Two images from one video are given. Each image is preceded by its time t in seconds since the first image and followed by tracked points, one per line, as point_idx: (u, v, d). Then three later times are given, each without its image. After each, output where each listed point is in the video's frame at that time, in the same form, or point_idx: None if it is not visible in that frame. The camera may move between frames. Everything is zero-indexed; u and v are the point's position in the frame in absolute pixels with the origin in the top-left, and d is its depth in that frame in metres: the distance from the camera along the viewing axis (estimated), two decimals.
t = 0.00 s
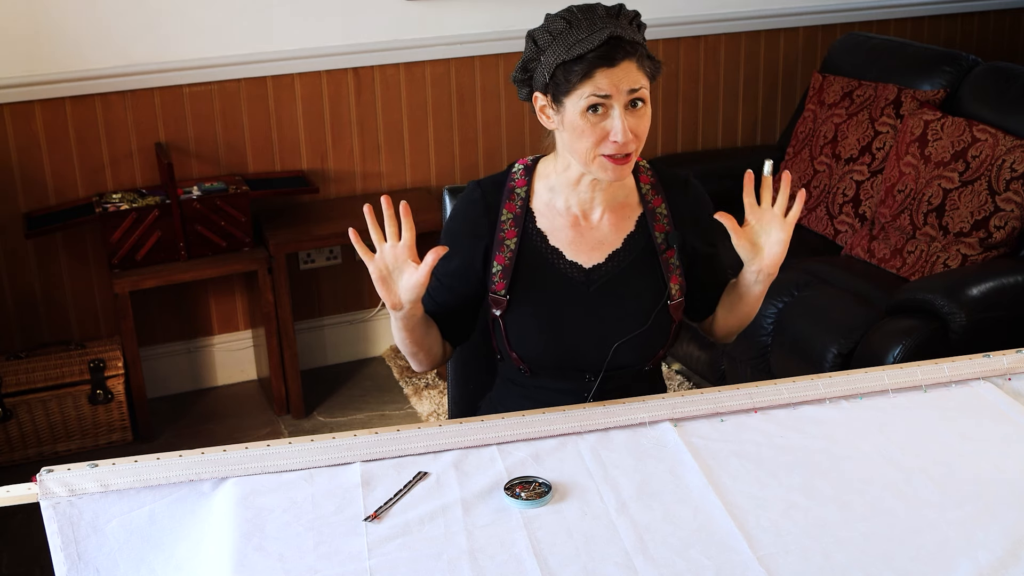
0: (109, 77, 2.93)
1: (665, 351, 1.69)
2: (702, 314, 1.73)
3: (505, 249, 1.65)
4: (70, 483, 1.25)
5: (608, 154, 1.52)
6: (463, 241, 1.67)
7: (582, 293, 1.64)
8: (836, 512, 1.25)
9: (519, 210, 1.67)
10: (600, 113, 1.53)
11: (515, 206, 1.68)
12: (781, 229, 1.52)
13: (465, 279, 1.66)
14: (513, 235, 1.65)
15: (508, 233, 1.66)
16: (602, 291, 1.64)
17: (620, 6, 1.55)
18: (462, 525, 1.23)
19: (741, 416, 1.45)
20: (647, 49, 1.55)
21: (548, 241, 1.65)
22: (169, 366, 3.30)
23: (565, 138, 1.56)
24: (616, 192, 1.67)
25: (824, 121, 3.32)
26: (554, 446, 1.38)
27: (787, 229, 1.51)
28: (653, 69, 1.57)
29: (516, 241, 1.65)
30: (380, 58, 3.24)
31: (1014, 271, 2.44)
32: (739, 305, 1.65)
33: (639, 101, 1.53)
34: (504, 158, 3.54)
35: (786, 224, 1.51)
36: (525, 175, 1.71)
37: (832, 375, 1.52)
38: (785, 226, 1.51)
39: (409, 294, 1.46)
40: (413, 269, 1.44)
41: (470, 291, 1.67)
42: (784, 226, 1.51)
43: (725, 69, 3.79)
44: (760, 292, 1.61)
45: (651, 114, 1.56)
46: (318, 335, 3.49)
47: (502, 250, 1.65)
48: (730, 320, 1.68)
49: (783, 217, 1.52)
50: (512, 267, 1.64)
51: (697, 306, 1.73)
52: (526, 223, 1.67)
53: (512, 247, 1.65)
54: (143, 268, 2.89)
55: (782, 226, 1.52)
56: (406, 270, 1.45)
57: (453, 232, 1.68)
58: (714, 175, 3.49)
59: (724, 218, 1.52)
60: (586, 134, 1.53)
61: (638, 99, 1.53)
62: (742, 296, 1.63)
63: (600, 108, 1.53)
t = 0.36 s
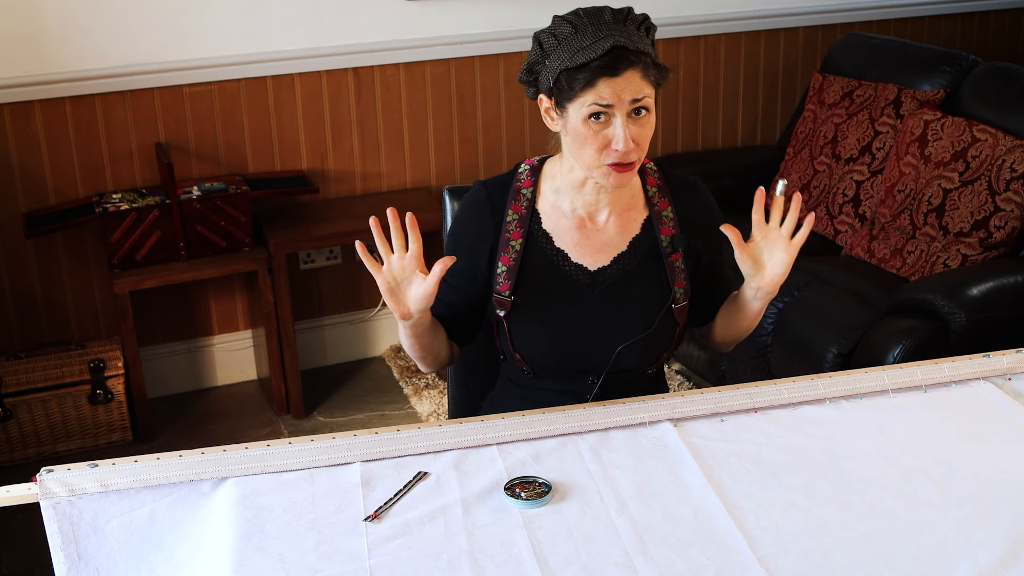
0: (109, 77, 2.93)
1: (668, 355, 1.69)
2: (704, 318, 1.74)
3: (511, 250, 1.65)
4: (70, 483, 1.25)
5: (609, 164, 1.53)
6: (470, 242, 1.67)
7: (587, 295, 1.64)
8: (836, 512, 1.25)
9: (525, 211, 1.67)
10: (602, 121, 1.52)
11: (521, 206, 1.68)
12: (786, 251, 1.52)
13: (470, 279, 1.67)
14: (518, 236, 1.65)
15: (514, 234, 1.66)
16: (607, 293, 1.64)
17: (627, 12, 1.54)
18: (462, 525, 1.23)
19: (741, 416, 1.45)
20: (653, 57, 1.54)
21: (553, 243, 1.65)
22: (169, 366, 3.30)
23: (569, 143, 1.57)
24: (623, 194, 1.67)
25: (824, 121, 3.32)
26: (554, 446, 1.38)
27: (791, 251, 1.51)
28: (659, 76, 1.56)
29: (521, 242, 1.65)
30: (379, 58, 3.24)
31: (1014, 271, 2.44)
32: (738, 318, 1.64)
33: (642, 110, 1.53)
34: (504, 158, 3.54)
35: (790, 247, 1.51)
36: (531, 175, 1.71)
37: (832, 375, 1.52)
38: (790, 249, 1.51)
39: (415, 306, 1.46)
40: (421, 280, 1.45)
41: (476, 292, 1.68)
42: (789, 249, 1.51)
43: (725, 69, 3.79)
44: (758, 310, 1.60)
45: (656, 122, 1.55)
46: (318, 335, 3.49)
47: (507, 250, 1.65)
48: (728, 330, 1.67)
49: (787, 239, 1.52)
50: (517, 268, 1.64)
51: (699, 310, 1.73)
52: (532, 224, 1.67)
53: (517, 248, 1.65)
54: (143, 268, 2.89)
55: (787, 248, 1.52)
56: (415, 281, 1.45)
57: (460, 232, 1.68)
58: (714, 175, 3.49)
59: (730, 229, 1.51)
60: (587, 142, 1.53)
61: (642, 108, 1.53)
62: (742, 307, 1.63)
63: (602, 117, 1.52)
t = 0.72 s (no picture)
0: (108, 77, 2.93)
1: (671, 353, 1.69)
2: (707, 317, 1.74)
3: (515, 248, 1.65)
4: (70, 483, 1.25)
5: (609, 159, 1.52)
6: (474, 241, 1.68)
7: (590, 293, 1.64)
8: (836, 512, 1.25)
9: (529, 209, 1.67)
10: (602, 116, 1.52)
11: (525, 204, 1.68)
12: (787, 255, 1.51)
13: (475, 279, 1.67)
14: (522, 234, 1.65)
15: (518, 232, 1.66)
16: (609, 291, 1.64)
17: (630, 10, 1.54)
18: (462, 525, 1.23)
19: (741, 416, 1.45)
20: (655, 54, 1.54)
21: (557, 241, 1.65)
22: (169, 366, 3.30)
23: (569, 139, 1.57)
24: (626, 193, 1.67)
25: (824, 121, 3.32)
26: (554, 446, 1.38)
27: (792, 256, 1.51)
28: (662, 73, 1.56)
29: (525, 240, 1.65)
30: (379, 58, 3.24)
31: (1014, 271, 2.44)
32: (739, 317, 1.64)
33: (643, 107, 1.52)
34: (504, 158, 3.54)
35: (791, 251, 1.51)
36: (535, 174, 1.70)
37: (832, 375, 1.52)
38: (790, 254, 1.51)
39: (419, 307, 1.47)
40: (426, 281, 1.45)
41: (481, 291, 1.68)
42: (790, 254, 1.51)
43: (725, 69, 3.79)
44: (759, 311, 1.61)
45: (657, 120, 1.55)
46: (318, 335, 3.49)
47: (511, 249, 1.65)
48: (730, 330, 1.67)
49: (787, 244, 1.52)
50: (521, 266, 1.64)
51: (701, 308, 1.73)
52: (536, 222, 1.67)
53: (521, 247, 1.65)
54: (143, 268, 2.89)
55: (788, 252, 1.51)
56: (420, 281, 1.46)
57: (464, 231, 1.69)
58: (714, 175, 3.49)
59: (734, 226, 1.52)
60: (588, 137, 1.53)
61: (643, 105, 1.52)
62: (744, 307, 1.63)
63: (603, 112, 1.52)
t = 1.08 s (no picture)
0: (108, 77, 2.93)
1: (667, 349, 1.69)
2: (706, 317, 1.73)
3: (512, 244, 1.65)
4: (70, 483, 1.25)
5: (601, 160, 1.52)
6: (473, 238, 1.68)
7: (586, 290, 1.64)
8: (836, 513, 1.25)
9: (527, 207, 1.68)
10: (593, 118, 1.52)
11: (522, 202, 1.68)
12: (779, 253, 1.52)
13: (474, 276, 1.68)
14: (520, 231, 1.66)
15: (515, 229, 1.66)
16: (606, 288, 1.64)
17: (620, 10, 1.54)
18: (462, 525, 1.23)
19: (741, 416, 1.45)
20: (646, 54, 1.53)
21: (554, 238, 1.65)
22: (169, 366, 3.30)
23: (563, 142, 1.57)
24: (622, 191, 1.67)
25: (824, 121, 3.32)
26: (554, 446, 1.38)
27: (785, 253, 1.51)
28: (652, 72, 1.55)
29: (523, 237, 1.66)
30: (380, 58, 3.24)
31: (1014, 271, 2.44)
32: (734, 317, 1.64)
33: (634, 107, 1.52)
34: (504, 158, 3.54)
35: (782, 249, 1.51)
36: (532, 171, 1.71)
37: (832, 375, 1.52)
38: (782, 251, 1.51)
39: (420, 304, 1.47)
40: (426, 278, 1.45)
41: (480, 289, 1.68)
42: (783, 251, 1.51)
43: (725, 69, 3.79)
44: (755, 309, 1.60)
45: (649, 120, 1.54)
46: (318, 335, 3.49)
47: (508, 246, 1.65)
48: (726, 329, 1.67)
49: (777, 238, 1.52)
50: (519, 263, 1.64)
51: (699, 307, 1.73)
52: (533, 219, 1.67)
53: (519, 243, 1.65)
54: (143, 268, 2.89)
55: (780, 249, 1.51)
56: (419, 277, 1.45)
57: (463, 229, 1.69)
58: (714, 175, 3.49)
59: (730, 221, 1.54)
60: (579, 140, 1.53)
61: (634, 105, 1.52)
62: (740, 305, 1.62)
63: (593, 114, 1.52)
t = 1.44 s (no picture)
0: (109, 77, 2.93)
1: (667, 345, 1.69)
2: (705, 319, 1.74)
3: (513, 243, 1.66)
4: (70, 483, 1.25)
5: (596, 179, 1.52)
6: (473, 237, 1.68)
7: (586, 287, 1.65)
8: (836, 512, 1.25)
9: (526, 206, 1.67)
10: (586, 143, 1.49)
11: (522, 200, 1.68)
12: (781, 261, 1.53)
13: (475, 276, 1.68)
14: (520, 230, 1.66)
15: (515, 228, 1.66)
16: (606, 285, 1.65)
17: (616, 26, 1.49)
18: (462, 525, 1.23)
19: (741, 416, 1.45)
20: (641, 74, 1.48)
21: (554, 236, 1.66)
22: (169, 366, 3.30)
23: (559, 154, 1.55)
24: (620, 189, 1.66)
25: (824, 121, 3.32)
26: (553, 446, 1.38)
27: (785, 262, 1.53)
28: (648, 90, 1.51)
29: (523, 236, 1.66)
30: (380, 58, 3.24)
31: (1015, 271, 2.44)
32: (732, 319, 1.64)
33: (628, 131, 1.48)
34: (504, 158, 3.54)
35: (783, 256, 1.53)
36: (532, 170, 1.70)
37: (832, 375, 1.52)
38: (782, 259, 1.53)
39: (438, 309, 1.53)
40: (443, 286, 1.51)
41: (482, 288, 1.68)
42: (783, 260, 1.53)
43: (725, 69, 3.79)
44: (753, 314, 1.61)
45: (643, 139, 1.51)
46: (318, 335, 3.49)
47: (508, 244, 1.66)
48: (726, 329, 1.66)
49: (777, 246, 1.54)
50: (519, 261, 1.65)
51: (697, 307, 1.73)
52: (533, 217, 1.67)
53: (519, 242, 1.65)
54: (143, 268, 2.89)
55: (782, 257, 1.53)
56: (436, 289, 1.51)
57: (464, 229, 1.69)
58: (714, 175, 3.49)
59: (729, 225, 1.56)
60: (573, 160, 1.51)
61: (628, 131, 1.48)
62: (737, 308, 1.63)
63: (586, 140, 1.49)
